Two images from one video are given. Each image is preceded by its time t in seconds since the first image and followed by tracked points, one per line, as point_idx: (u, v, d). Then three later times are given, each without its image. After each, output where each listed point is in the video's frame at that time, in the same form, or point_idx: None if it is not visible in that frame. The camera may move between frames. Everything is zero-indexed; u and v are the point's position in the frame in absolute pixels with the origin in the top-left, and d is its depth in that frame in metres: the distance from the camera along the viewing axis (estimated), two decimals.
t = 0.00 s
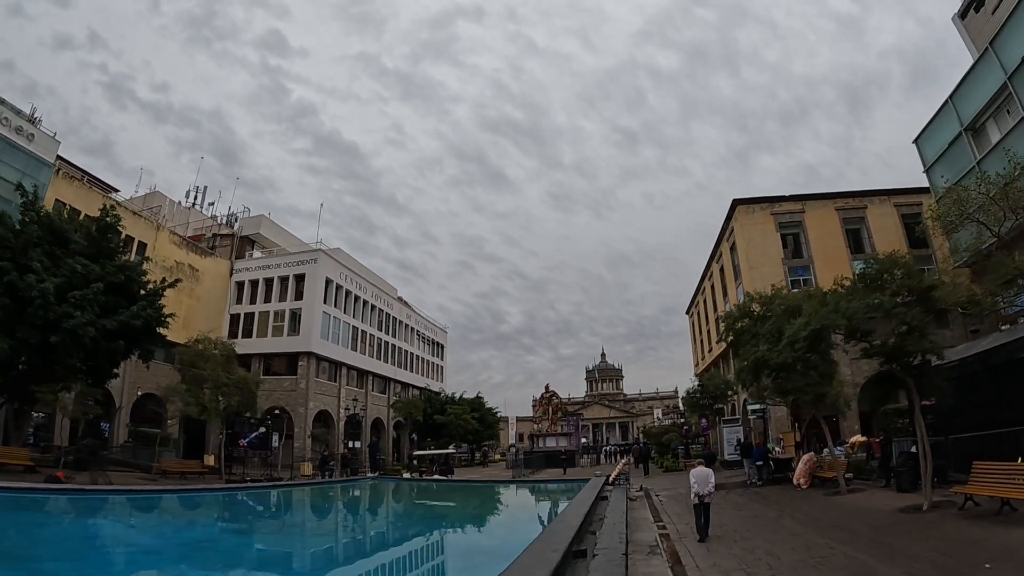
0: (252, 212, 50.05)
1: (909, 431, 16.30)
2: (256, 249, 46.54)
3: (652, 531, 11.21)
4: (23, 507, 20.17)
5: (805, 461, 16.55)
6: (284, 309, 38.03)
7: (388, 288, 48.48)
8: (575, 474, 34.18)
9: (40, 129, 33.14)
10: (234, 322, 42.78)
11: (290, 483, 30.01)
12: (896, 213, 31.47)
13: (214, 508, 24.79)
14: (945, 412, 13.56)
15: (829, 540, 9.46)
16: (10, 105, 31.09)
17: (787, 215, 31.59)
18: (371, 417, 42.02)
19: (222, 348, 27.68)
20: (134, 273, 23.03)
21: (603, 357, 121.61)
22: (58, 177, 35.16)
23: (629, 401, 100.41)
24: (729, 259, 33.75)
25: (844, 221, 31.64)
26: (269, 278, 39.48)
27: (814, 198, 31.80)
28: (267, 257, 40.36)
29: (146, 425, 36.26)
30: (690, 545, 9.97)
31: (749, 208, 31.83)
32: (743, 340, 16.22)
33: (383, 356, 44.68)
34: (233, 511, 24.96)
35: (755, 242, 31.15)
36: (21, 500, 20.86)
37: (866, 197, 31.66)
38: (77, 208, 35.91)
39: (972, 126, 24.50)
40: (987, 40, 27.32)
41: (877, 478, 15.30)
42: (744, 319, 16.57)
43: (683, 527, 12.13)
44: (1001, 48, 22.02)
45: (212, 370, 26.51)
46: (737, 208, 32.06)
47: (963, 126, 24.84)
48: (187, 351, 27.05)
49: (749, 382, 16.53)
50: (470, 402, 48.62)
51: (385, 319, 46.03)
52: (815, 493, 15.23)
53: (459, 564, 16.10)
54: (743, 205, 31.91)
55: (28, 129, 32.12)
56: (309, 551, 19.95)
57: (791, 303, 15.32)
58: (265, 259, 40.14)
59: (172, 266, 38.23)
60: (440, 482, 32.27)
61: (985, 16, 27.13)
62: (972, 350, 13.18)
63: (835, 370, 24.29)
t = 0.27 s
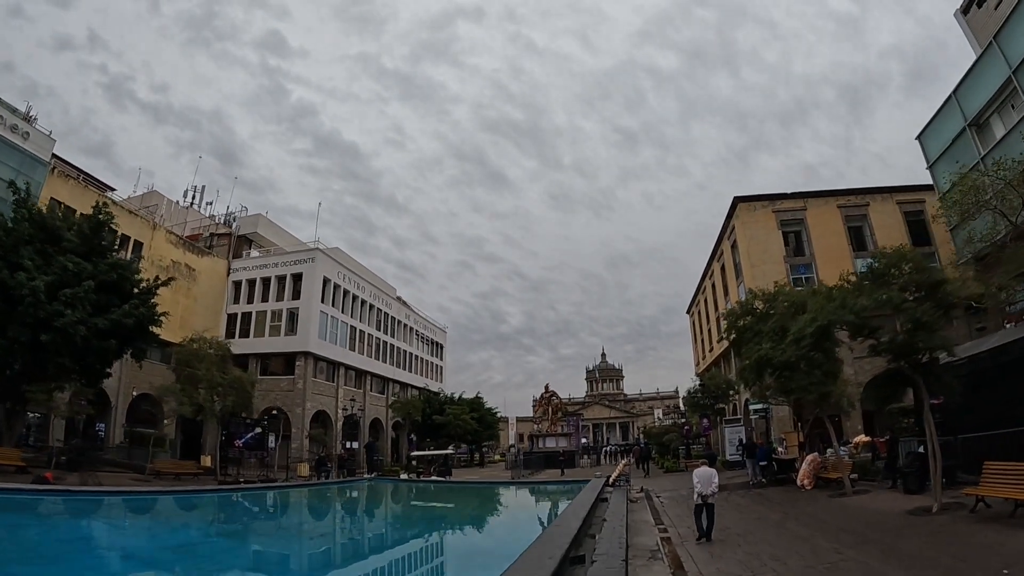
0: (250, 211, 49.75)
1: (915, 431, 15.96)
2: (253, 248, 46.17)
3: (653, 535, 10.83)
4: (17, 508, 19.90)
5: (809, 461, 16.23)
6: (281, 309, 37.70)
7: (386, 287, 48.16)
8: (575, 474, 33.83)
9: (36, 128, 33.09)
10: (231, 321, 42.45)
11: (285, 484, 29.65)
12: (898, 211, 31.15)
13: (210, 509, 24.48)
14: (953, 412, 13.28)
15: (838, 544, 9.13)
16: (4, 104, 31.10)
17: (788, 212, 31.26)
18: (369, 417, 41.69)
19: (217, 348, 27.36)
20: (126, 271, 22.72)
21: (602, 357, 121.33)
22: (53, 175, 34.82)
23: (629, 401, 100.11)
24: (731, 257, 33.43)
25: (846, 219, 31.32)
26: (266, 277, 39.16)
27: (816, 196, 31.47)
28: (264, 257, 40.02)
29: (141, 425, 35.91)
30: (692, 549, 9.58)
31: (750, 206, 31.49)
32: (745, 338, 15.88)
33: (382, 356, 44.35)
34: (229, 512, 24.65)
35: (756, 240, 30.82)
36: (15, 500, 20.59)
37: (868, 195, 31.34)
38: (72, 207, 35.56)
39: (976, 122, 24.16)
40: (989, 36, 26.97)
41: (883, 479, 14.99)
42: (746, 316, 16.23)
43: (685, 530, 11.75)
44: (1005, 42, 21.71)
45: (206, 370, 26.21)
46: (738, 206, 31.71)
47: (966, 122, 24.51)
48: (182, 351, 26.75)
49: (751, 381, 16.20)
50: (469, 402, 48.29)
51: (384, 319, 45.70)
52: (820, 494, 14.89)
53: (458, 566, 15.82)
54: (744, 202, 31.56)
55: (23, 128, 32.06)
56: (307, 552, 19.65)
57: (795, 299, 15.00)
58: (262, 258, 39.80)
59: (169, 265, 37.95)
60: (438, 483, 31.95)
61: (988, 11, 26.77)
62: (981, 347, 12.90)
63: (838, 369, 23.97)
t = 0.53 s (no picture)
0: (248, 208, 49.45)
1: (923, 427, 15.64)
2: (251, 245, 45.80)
3: (654, 535, 10.47)
4: (12, 506, 19.68)
5: (815, 459, 15.92)
6: (279, 306, 37.35)
7: (386, 285, 47.82)
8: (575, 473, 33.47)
9: (32, 123, 32.38)
10: (229, 319, 42.14)
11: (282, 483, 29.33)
12: (901, 205, 30.79)
13: (207, 508, 24.19)
14: (963, 407, 12.96)
15: (849, 545, 8.79)
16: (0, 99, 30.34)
17: (791, 207, 30.90)
18: (368, 415, 41.37)
19: (212, 345, 27.05)
20: (119, 266, 22.52)
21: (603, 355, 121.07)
22: (48, 171, 34.49)
23: (629, 400, 99.81)
24: (732, 253, 33.08)
25: (849, 214, 30.96)
26: (264, 274, 38.80)
27: (819, 191, 31.12)
28: (262, 254, 39.69)
29: (137, 423, 35.61)
30: (696, 550, 9.19)
31: (752, 201, 31.13)
32: (750, 332, 15.51)
33: (381, 354, 44.01)
34: (225, 511, 24.35)
35: (758, 235, 30.48)
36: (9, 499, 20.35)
37: (871, 189, 30.97)
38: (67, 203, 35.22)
39: (981, 114, 23.78)
40: (993, 29, 26.50)
41: (890, 477, 14.66)
42: (750, 311, 15.85)
43: (688, 530, 11.38)
44: (1010, 34, 21.36)
45: (202, 367, 25.90)
46: (740, 201, 31.36)
47: (971, 115, 24.15)
48: (177, 348, 26.45)
49: (755, 377, 15.85)
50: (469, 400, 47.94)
51: (383, 317, 45.35)
52: (826, 492, 14.57)
53: (458, 565, 15.52)
54: (746, 197, 31.20)
55: (19, 124, 31.39)
56: (305, 551, 19.32)
57: (803, 293, 14.64)
58: (260, 255, 39.45)
59: (166, 262, 37.64)
60: (436, 482, 31.62)
61: (993, 4, 26.27)
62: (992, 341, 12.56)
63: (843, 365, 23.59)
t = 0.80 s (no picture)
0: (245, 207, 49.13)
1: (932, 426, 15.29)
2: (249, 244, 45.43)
3: (658, 540, 10.08)
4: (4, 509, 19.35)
5: (820, 460, 15.58)
6: (276, 305, 36.99)
7: (384, 284, 47.47)
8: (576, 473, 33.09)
9: (26, 121, 31.93)
10: (226, 319, 41.78)
11: (278, 484, 29.00)
12: (905, 202, 30.44)
13: (203, 509, 23.84)
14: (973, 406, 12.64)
15: (862, 550, 8.41)
16: None
17: (793, 204, 30.55)
18: (366, 416, 41.01)
19: (207, 344, 26.74)
20: (110, 264, 22.33)
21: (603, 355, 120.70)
22: (43, 170, 34.15)
23: (630, 399, 99.47)
24: (734, 251, 32.72)
25: (852, 211, 30.59)
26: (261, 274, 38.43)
27: (821, 187, 30.77)
28: (259, 253, 39.32)
29: (132, 424, 35.26)
30: (702, 556, 8.81)
31: (754, 198, 30.76)
32: (755, 330, 15.14)
33: (379, 354, 43.65)
34: (220, 512, 23.98)
35: (760, 232, 30.11)
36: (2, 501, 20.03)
37: (873, 186, 30.63)
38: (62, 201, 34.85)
39: (985, 109, 23.36)
40: (997, 23, 26.01)
41: (899, 478, 14.30)
42: (755, 308, 15.47)
43: (692, 533, 11.00)
44: (1015, 25, 20.95)
45: (196, 366, 25.56)
46: (741, 198, 30.98)
47: (976, 109, 23.70)
48: (171, 347, 26.11)
49: (760, 376, 15.47)
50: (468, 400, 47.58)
51: (381, 316, 44.99)
52: (833, 493, 14.19)
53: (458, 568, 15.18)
54: (747, 194, 30.84)
55: (13, 121, 30.94)
56: (303, 553, 18.96)
57: (809, 289, 14.26)
58: (258, 254, 39.10)
59: (162, 261, 37.29)
60: (435, 483, 31.26)
61: None
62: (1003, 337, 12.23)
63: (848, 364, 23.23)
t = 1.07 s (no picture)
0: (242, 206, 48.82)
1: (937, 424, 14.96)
2: (245, 243, 45.08)
3: (658, 542, 9.73)
4: None
5: (823, 460, 15.25)
6: (272, 304, 36.64)
7: (382, 283, 47.20)
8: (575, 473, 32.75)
9: (20, 119, 32.12)
10: (222, 318, 41.43)
11: (273, 484, 28.68)
12: (906, 199, 30.12)
13: (195, 510, 23.46)
14: (983, 404, 12.33)
15: (871, 553, 8.06)
16: None
17: (794, 201, 30.24)
18: (363, 415, 40.69)
19: (201, 343, 26.45)
20: (102, 261, 22.03)
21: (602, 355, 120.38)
22: (37, 167, 33.82)
23: (629, 399, 99.15)
24: (734, 248, 32.42)
25: (853, 208, 30.26)
26: (258, 272, 38.12)
27: (822, 184, 30.44)
28: (256, 251, 39.00)
29: (127, 423, 34.94)
30: (704, 559, 8.44)
31: (755, 195, 30.41)
32: (757, 326, 14.79)
33: (377, 353, 43.32)
34: (213, 513, 23.62)
35: (761, 229, 29.78)
36: None
37: (875, 183, 30.32)
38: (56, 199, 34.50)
39: (989, 103, 22.91)
40: (998, 16, 25.76)
41: (904, 478, 14.00)
42: (757, 303, 15.12)
43: (693, 535, 10.62)
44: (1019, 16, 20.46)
45: (190, 365, 25.24)
46: (742, 194, 30.63)
47: (978, 104, 23.17)
48: (165, 346, 25.77)
49: (762, 374, 15.15)
50: (467, 400, 47.22)
51: (379, 315, 44.65)
52: (838, 493, 13.86)
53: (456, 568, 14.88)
54: (748, 191, 30.50)
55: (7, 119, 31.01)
56: (299, 554, 18.64)
57: (813, 283, 13.92)
58: (254, 253, 38.78)
59: (157, 260, 36.96)
60: (432, 484, 30.94)
61: None
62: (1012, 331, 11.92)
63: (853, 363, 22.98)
